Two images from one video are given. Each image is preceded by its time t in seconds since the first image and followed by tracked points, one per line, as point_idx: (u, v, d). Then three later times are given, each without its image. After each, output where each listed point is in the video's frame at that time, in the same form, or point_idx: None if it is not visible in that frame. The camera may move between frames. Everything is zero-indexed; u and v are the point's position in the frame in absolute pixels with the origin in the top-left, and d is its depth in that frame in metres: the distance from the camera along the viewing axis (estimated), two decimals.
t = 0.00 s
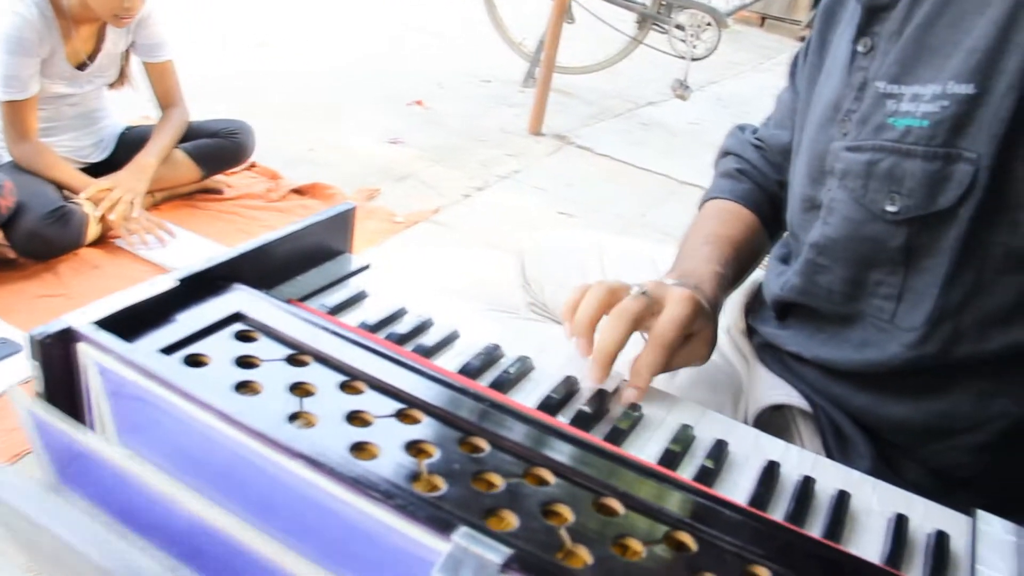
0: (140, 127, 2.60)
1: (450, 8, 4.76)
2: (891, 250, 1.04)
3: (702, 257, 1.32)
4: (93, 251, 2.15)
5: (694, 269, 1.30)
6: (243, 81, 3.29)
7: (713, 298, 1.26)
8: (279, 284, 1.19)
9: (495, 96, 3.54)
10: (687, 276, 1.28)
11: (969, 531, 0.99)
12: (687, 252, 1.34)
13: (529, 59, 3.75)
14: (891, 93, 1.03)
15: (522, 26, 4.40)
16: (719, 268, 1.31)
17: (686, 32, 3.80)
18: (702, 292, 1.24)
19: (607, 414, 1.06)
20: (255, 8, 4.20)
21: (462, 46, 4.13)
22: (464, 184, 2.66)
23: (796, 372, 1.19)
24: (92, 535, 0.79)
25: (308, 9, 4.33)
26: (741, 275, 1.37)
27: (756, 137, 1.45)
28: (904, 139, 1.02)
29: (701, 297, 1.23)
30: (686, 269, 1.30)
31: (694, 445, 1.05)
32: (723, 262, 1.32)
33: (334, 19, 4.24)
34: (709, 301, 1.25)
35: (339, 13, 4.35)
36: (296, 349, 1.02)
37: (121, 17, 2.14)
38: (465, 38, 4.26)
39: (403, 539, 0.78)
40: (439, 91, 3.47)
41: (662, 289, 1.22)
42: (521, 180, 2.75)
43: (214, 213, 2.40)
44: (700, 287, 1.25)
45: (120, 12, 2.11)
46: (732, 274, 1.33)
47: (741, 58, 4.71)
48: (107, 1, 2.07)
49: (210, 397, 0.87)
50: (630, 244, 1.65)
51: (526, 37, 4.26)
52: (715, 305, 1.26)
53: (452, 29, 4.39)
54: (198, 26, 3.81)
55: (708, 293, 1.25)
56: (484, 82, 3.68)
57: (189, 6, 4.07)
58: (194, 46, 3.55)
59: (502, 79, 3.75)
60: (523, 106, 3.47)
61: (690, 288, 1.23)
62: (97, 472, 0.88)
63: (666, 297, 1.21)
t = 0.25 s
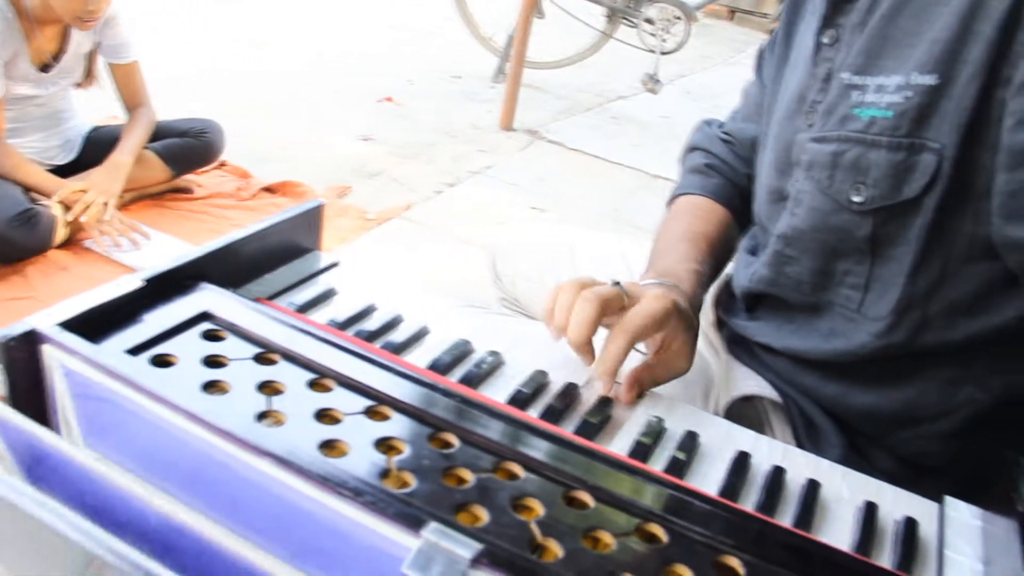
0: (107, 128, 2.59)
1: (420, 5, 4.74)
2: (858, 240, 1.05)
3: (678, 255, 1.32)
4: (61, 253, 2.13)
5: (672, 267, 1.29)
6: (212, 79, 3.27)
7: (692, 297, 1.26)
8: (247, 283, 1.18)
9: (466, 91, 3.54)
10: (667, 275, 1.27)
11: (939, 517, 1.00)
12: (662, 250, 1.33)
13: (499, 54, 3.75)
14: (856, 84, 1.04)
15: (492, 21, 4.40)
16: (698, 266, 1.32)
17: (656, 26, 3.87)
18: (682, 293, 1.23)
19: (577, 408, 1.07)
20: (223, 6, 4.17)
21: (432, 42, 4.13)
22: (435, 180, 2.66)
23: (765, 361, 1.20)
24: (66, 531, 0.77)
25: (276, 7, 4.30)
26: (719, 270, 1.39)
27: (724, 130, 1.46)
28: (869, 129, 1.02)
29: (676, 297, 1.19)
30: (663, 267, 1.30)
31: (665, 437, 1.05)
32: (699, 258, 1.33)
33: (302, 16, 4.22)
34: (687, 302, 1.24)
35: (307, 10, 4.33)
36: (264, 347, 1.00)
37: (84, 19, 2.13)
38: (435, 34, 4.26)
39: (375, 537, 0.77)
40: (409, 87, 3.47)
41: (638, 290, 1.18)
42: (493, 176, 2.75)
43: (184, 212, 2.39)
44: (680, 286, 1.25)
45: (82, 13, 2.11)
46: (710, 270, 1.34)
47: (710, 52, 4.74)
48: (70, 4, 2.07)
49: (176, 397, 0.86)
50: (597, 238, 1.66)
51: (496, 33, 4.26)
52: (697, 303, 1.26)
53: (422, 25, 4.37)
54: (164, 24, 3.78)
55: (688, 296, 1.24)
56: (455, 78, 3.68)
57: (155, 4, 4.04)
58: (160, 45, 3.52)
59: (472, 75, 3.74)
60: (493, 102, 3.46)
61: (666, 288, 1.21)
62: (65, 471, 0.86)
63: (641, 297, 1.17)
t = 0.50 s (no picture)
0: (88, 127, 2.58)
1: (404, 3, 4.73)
2: (839, 236, 1.05)
3: (662, 252, 1.33)
4: (43, 254, 2.13)
5: (658, 266, 1.30)
6: (195, 78, 3.26)
7: (679, 295, 1.27)
8: (229, 282, 1.18)
9: (450, 89, 3.53)
10: (654, 275, 1.28)
11: (923, 510, 1.00)
12: (646, 248, 1.34)
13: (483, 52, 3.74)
14: (837, 80, 1.04)
15: (477, 19, 4.40)
16: (683, 263, 1.32)
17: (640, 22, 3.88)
18: (677, 302, 1.24)
19: (562, 403, 1.07)
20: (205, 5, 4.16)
21: (416, 40, 4.12)
22: (421, 178, 2.65)
23: (749, 357, 1.20)
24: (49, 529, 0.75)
25: (260, 5, 4.29)
26: (702, 265, 1.39)
27: (705, 125, 1.46)
28: (850, 126, 1.03)
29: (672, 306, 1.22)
30: (648, 266, 1.31)
31: (650, 433, 1.06)
32: (684, 256, 1.33)
33: (286, 14, 4.20)
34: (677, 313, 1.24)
35: (291, 8, 4.31)
36: (247, 347, 1.00)
37: (55, 14, 2.19)
38: (420, 32, 4.25)
39: (359, 534, 0.76)
40: (393, 85, 3.46)
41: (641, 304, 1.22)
42: (478, 173, 2.75)
43: (168, 212, 2.39)
44: (666, 287, 1.26)
45: (53, 9, 2.17)
46: (695, 266, 1.34)
47: (695, 48, 4.76)
48: None
49: (158, 397, 0.85)
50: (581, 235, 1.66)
51: (481, 30, 4.26)
52: (683, 299, 1.26)
53: (407, 23, 4.37)
54: (146, 23, 3.76)
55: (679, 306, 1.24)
56: (439, 75, 3.67)
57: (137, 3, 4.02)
58: (143, 44, 3.50)
59: (457, 72, 3.74)
60: (478, 99, 3.46)
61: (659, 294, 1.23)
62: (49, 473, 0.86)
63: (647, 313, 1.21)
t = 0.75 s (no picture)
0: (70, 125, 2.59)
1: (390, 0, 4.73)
2: (822, 231, 1.05)
3: (645, 249, 1.33)
4: (28, 254, 2.12)
5: (639, 263, 1.30)
6: (180, 76, 3.25)
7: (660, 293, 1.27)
8: (214, 281, 1.18)
9: (437, 86, 3.53)
10: (634, 271, 1.28)
11: (908, 503, 1.00)
12: (629, 246, 1.34)
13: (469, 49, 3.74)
14: (817, 75, 1.05)
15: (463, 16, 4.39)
16: (665, 260, 1.32)
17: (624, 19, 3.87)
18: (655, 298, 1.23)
19: (548, 400, 1.07)
20: (190, 3, 4.14)
21: (403, 37, 4.11)
22: (407, 176, 2.65)
23: (735, 354, 1.20)
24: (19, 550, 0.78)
25: (245, 4, 4.28)
26: (687, 261, 1.40)
27: (690, 122, 1.47)
28: (831, 122, 1.03)
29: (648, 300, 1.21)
30: (629, 263, 1.30)
31: (636, 429, 1.06)
32: (667, 252, 1.33)
33: (271, 13, 4.19)
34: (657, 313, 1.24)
35: (277, 6, 4.30)
36: (232, 346, 0.99)
37: (27, 5, 2.10)
38: (406, 30, 4.25)
39: (343, 532, 0.76)
40: (380, 82, 3.45)
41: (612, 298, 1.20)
42: (465, 171, 2.75)
43: (154, 212, 2.39)
44: (647, 284, 1.25)
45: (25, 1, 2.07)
46: (678, 263, 1.35)
47: (681, 45, 4.77)
48: None
49: (142, 397, 0.85)
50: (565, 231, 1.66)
51: (467, 27, 4.26)
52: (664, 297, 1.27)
53: (393, 21, 4.36)
54: (130, 22, 3.74)
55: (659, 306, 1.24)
56: (425, 73, 3.67)
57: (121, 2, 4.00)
58: (127, 42, 3.49)
59: (443, 70, 3.74)
60: (464, 97, 3.45)
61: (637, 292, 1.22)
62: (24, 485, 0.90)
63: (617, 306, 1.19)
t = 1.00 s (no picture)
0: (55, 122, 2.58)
1: None
2: (806, 229, 1.06)
3: (630, 252, 1.34)
4: (14, 253, 2.11)
5: (623, 266, 1.32)
6: (167, 75, 3.24)
7: (642, 296, 1.29)
8: (201, 280, 1.17)
9: (425, 84, 3.52)
10: (618, 273, 1.30)
11: (895, 498, 1.01)
12: (616, 249, 1.36)
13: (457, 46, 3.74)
14: (800, 73, 1.05)
15: (451, 13, 4.39)
16: (650, 263, 1.34)
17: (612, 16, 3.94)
18: (630, 293, 1.26)
19: (535, 397, 1.07)
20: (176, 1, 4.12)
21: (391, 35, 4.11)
22: (396, 174, 2.65)
23: (722, 351, 1.21)
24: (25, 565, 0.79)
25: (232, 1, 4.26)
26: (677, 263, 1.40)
27: (681, 123, 1.47)
28: (813, 120, 1.03)
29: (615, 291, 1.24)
30: (614, 266, 1.32)
31: (623, 426, 1.06)
32: (653, 255, 1.35)
33: (259, 11, 4.18)
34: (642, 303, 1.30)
35: (264, 4, 4.29)
36: (219, 345, 0.99)
37: None
38: (394, 27, 4.24)
39: (329, 530, 0.76)
40: (367, 80, 3.45)
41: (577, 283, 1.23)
42: (453, 168, 2.75)
43: (142, 211, 2.38)
44: (630, 286, 1.28)
45: None
46: (663, 267, 1.36)
47: (669, 42, 4.77)
48: None
49: (127, 396, 0.84)
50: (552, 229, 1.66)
51: (455, 25, 4.25)
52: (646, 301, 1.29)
53: (381, 18, 4.35)
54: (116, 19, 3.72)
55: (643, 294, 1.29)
56: (414, 70, 3.66)
57: None
58: (113, 40, 3.47)
59: (431, 67, 3.73)
60: (452, 94, 3.45)
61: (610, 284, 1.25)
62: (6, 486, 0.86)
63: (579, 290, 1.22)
